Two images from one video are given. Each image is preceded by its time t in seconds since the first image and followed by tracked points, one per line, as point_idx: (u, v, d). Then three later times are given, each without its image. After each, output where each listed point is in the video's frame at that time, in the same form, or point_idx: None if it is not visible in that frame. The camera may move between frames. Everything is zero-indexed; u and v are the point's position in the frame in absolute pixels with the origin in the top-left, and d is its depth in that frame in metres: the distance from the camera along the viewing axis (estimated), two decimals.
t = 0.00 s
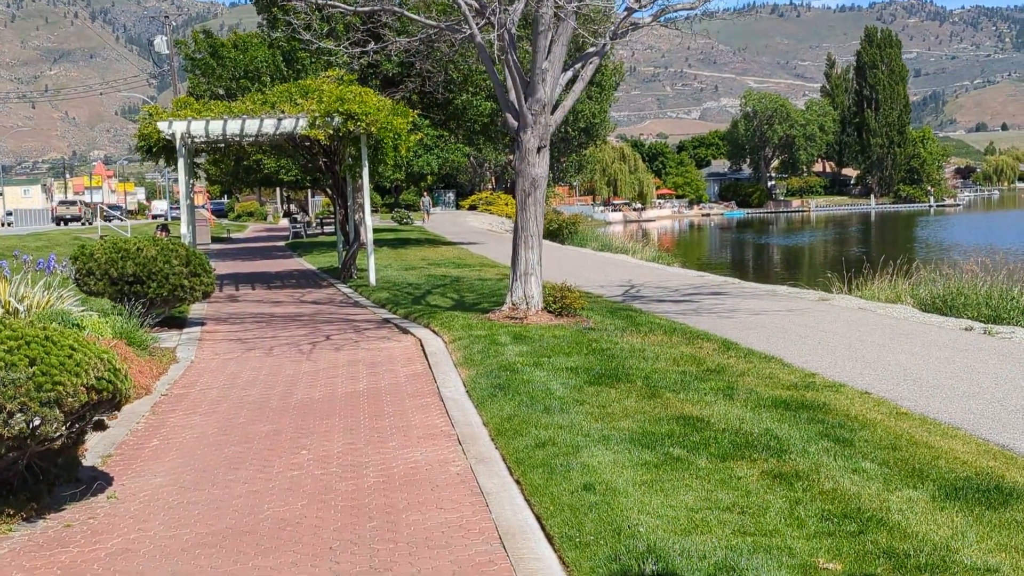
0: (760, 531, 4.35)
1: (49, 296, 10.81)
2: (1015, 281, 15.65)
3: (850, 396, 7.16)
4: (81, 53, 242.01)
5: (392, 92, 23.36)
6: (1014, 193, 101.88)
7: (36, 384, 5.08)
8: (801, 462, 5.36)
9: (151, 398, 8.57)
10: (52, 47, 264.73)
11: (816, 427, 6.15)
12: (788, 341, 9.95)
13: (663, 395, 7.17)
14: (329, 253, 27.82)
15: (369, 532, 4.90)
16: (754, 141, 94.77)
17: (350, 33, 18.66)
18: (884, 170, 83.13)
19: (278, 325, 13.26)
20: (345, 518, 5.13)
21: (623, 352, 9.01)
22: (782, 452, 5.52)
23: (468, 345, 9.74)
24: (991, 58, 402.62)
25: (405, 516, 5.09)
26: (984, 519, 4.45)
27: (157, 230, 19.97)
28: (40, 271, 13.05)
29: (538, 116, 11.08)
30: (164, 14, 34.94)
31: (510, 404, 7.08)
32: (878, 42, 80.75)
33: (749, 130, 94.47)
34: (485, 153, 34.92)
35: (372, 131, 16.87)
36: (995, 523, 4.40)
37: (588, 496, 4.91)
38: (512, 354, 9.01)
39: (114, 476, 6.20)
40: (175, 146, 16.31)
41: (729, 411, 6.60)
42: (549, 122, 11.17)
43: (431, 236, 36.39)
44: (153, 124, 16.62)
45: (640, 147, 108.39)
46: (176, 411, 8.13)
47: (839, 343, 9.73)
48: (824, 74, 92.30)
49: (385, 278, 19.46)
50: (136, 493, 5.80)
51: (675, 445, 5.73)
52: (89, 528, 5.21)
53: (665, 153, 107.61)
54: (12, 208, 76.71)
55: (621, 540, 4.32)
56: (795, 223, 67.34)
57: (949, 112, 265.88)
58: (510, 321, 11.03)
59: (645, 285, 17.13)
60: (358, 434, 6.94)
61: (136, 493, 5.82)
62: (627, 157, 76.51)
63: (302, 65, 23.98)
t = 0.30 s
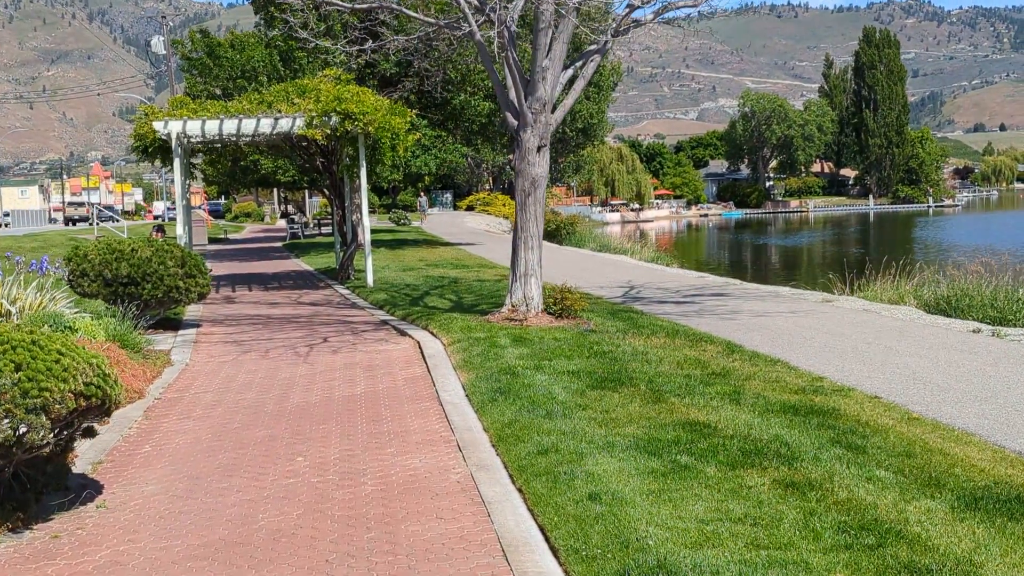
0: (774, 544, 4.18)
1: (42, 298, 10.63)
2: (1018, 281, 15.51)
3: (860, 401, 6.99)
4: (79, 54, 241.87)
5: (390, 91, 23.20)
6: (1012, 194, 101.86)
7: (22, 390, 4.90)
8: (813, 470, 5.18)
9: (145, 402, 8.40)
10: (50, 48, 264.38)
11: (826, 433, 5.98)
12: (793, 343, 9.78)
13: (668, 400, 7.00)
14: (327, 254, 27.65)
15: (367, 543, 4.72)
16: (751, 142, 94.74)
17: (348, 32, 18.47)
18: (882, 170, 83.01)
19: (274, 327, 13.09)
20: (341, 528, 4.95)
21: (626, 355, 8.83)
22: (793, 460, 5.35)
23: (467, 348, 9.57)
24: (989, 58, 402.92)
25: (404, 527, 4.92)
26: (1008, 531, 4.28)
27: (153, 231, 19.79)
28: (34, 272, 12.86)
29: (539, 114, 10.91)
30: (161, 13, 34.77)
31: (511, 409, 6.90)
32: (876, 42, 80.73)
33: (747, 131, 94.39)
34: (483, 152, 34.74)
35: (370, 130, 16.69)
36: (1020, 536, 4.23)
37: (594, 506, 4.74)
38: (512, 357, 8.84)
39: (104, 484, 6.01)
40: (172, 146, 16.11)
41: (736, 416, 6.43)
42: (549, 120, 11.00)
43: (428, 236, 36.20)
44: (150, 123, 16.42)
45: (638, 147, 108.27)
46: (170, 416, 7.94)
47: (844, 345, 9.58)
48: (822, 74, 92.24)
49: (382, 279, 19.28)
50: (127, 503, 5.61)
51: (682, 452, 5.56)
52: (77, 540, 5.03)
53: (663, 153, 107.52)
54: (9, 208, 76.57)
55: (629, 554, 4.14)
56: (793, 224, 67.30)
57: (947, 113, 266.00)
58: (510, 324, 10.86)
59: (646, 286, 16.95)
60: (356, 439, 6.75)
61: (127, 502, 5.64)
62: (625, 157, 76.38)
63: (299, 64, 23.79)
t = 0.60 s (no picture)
0: (785, 563, 3.99)
1: (33, 301, 10.44)
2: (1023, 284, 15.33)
3: (868, 409, 6.81)
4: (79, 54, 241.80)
5: (389, 92, 23.03)
6: (1013, 194, 101.65)
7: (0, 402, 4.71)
8: (823, 484, 5.00)
9: (135, 409, 8.21)
10: (49, 48, 264.14)
11: (835, 443, 5.79)
12: (798, 347, 9.59)
13: (672, 407, 6.82)
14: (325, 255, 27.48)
15: (361, 561, 4.53)
16: (752, 142, 94.55)
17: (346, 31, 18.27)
18: (882, 171, 82.83)
19: (271, 330, 12.90)
20: (334, 545, 4.76)
21: (628, 360, 8.65)
22: (802, 473, 5.16)
23: (466, 353, 9.39)
24: (989, 58, 402.88)
25: (399, 543, 4.72)
26: None
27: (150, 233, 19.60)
28: (26, 275, 12.69)
29: (539, 114, 10.72)
30: (160, 13, 34.59)
31: (510, 416, 6.71)
32: (877, 42, 80.62)
33: (748, 131, 94.26)
34: (483, 153, 34.56)
35: (368, 130, 16.49)
36: None
37: (596, 522, 4.55)
38: (512, 362, 8.65)
39: (90, 496, 5.83)
40: (168, 146, 15.89)
41: (742, 425, 6.25)
42: (550, 120, 10.81)
43: (428, 236, 36.01)
44: (146, 123, 16.26)
45: (638, 148, 108.11)
46: (162, 424, 7.76)
47: (850, 350, 9.39)
48: (822, 75, 92.05)
49: (381, 281, 19.08)
50: (113, 516, 5.43)
51: (687, 463, 5.38)
52: (59, 556, 4.84)
53: (663, 154, 107.39)
54: (8, 209, 76.42)
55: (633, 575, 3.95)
56: (793, 224, 67.20)
57: (947, 113, 265.76)
58: (509, 327, 10.68)
59: (647, 288, 16.76)
60: (351, 448, 6.57)
61: (113, 515, 5.46)
62: (625, 158, 76.19)
63: (298, 64, 23.60)
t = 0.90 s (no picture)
0: None
1: (24, 304, 10.26)
2: None
3: (877, 415, 6.66)
4: (77, 54, 241.53)
5: (387, 92, 22.92)
6: (1011, 194, 101.61)
7: None
8: (834, 494, 4.83)
9: (127, 415, 8.04)
10: (47, 48, 263.61)
11: (844, 451, 5.62)
12: (803, 351, 9.44)
13: (676, 414, 6.67)
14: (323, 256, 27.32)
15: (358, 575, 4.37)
16: (750, 143, 94.45)
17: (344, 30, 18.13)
18: (881, 171, 82.76)
19: (267, 333, 12.73)
20: (329, 559, 4.60)
21: (630, 364, 8.50)
22: (813, 482, 5.00)
23: (465, 356, 9.23)
24: (987, 59, 403.20)
25: (398, 557, 4.56)
26: None
27: (146, 234, 19.43)
28: (19, 277, 12.51)
29: (539, 114, 10.57)
30: (157, 13, 34.41)
31: (511, 424, 6.55)
32: (876, 42, 80.63)
33: (746, 131, 94.16)
34: (482, 153, 34.39)
35: (366, 130, 16.32)
36: None
37: (601, 536, 4.39)
38: (512, 366, 8.50)
39: (79, 506, 5.68)
40: (163, 147, 15.71)
41: (749, 433, 6.09)
42: (550, 120, 10.66)
43: (426, 237, 35.85)
44: (141, 123, 16.07)
45: (637, 148, 108.05)
46: (154, 430, 7.60)
47: (856, 353, 9.24)
48: (821, 75, 91.96)
49: (378, 282, 18.89)
50: (102, 528, 5.27)
51: (693, 472, 5.22)
52: (45, 570, 4.68)
53: (662, 154, 107.32)
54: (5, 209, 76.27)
55: None
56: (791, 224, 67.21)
57: (945, 114, 265.82)
58: (509, 331, 10.52)
59: (647, 290, 16.60)
60: (348, 456, 6.41)
61: (102, 526, 5.30)
62: (624, 158, 76.05)
63: (295, 64, 23.44)
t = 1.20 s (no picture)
0: None
1: (11, 303, 10.05)
2: None
3: (883, 417, 6.50)
4: (67, 54, 240.69)
5: (379, 90, 22.85)
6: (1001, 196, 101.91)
7: None
8: (846, 500, 4.67)
9: (114, 418, 7.85)
10: (37, 48, 262.46)
11: (854, 454, 5.45)
12: (804, 351, 9.30)
13: (679, 416, 6.51)
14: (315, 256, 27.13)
15: None
16: (742, 143, 94.45)
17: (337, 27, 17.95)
18: (871, 172, 82.90)
19: (258, 333, 12.54)
20: (324, 568, 4.43)
21: (630, 365, 8.34)
22: (823, 488, 4.83)
23: (461, 357, 9.07)
24: (977, 60, 404.73)
25: (395, 566, 4.39)
26: None
27: (136, 233, 19.20)
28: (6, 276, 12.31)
29: (535, 111, 10.41)
30: (148, 11, 34.17)
31: (510, 426, 6.38)
32: (866, 43, 80.83)
33: (737, 132, 94.24)
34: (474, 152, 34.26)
35: (359, 128, 16.13)
36: None
37: (607, 544, 4.23)
38: (510, 367, 8.34)
39: (64, 512, 5.50)
40: (153, 145, 15.51)
41: (755, 435, 5.93)
42: (547, 117, 10.51)
43: (418, 237, 35.65)
44: (131, 121, 15.86)
45: (628, 149, 107.98)
46: (143, 432, 7.41)
47: (858, 353, 9.09)
48: (812, 76, 92.11)
49: (371, 282, 18.70)
50: (87, 535, 5.09)
51: (700, 477, 5.06)
52: None
53: (653, 155, 107.38)
54: None
55: None
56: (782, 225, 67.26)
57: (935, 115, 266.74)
58: (506, 331, 10.36)
59: (643, 290, 16.45)
60: (342, 461, 6.23)
61: (87, 534, 5.12)
62: (615, 159, 75.98)
63: (287, 61, 23.28)
